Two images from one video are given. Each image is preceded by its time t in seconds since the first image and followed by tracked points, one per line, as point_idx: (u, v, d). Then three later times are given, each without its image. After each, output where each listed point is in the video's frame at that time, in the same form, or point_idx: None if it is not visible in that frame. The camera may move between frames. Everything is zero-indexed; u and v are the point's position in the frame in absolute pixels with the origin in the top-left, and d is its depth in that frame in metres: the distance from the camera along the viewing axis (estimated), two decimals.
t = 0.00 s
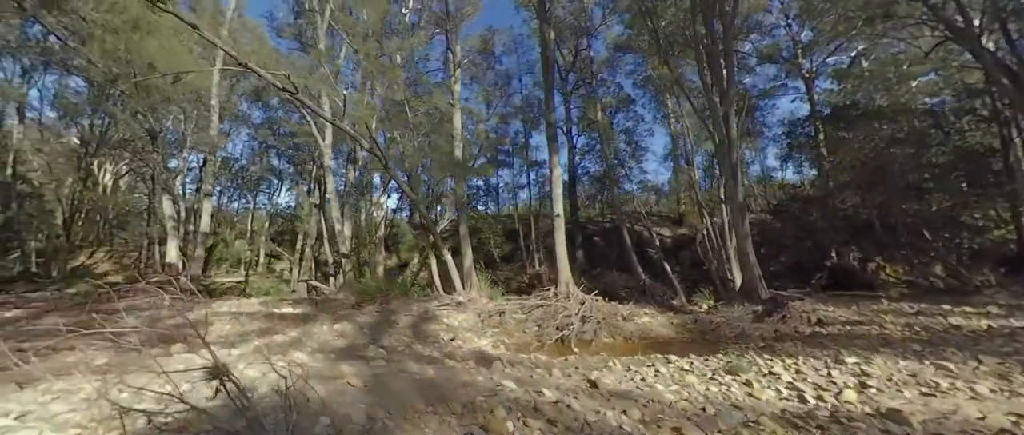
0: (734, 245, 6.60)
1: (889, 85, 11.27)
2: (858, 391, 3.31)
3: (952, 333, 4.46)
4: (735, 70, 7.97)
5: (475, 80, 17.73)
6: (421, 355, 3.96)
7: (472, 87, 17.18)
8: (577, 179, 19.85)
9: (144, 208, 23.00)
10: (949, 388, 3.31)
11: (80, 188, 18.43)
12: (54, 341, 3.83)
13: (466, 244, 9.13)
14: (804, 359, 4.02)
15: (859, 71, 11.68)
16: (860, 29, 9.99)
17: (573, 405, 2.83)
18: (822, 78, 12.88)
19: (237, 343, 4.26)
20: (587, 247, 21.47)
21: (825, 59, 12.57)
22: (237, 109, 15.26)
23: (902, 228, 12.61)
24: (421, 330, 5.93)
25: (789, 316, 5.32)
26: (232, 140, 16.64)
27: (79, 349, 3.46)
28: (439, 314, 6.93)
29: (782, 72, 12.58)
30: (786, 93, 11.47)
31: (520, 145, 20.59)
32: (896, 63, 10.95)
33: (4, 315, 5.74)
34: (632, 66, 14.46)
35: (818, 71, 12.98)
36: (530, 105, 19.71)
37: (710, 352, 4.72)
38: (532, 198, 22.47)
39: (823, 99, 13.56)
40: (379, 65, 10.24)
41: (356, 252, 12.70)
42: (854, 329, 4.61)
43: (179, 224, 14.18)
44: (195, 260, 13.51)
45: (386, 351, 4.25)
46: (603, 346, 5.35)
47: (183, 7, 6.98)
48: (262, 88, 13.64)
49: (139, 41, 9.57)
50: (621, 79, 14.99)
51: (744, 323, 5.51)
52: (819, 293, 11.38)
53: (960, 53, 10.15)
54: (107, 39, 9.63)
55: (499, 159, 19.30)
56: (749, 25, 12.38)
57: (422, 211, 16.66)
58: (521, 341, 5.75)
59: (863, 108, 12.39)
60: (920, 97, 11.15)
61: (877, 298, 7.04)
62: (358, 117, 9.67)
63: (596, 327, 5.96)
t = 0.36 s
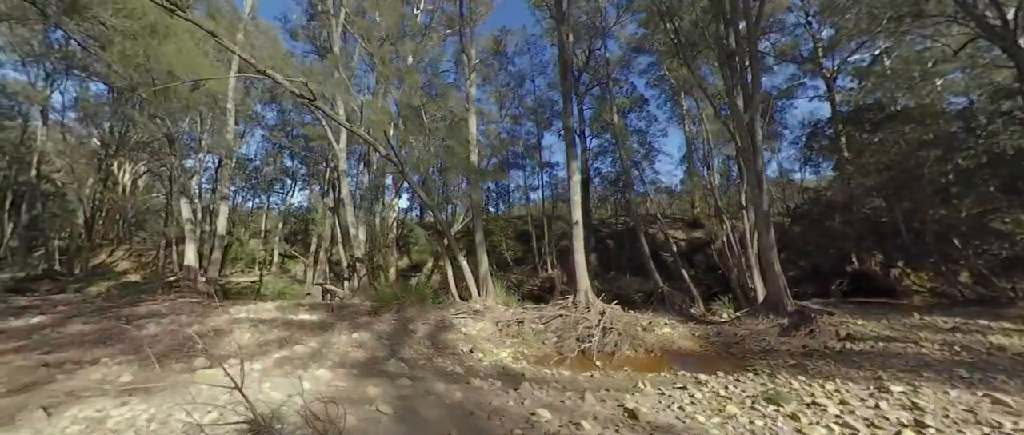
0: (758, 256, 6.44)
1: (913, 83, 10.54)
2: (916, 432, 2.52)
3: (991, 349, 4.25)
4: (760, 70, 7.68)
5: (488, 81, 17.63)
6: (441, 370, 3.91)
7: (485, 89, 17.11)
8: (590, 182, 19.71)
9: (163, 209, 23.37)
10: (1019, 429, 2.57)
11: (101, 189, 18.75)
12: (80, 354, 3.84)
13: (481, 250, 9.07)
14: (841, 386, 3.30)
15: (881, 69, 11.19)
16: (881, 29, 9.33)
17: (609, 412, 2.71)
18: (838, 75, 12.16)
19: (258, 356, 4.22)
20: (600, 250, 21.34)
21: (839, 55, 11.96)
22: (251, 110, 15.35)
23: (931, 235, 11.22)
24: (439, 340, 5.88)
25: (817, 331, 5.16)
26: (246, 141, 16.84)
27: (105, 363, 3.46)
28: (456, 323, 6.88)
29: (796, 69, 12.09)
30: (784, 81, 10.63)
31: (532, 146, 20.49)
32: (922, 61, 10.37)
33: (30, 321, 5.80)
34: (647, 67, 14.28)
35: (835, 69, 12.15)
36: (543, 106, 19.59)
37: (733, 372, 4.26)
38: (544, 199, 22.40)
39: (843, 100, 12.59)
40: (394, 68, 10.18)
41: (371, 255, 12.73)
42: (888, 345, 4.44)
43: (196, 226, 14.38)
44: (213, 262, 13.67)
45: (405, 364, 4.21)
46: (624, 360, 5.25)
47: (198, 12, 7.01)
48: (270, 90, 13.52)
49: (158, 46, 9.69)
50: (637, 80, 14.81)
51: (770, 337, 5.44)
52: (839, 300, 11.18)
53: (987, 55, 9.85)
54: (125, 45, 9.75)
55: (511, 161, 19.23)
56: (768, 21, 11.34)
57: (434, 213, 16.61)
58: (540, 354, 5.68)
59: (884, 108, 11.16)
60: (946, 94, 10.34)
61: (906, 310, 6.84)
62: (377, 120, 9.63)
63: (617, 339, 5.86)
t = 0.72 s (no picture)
0: (783, 260, 6.27)
1: (938, 76, 10.22)
2: None
3: None
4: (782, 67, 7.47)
5: (500, 80, 17.52)
6: (462, 381, 3.87)
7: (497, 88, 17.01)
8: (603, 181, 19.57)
9: (179, 208, 23.67)
10: None
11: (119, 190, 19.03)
12: (104, 364, 3.86)
13: (497, 252, 8.99)
14: (882, 405, 3.16)
15: (903, 62, 10.70)
16: (907, 21, 9.05)
17: (642, 432, 2.63)
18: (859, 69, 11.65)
19: (279, 364, 4.22)
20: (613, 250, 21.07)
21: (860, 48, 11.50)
22: (264, 111, 15.39)
23: (962, 235, 10.94)
24: (456, 345, 5.81)
25: (846, 340, 5.02)
26: (258, 141, 16.90)
27: (130, 374, 3.47)
28: (472, 328, 6.83)
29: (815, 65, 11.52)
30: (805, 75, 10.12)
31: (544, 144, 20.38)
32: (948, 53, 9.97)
33: (55, 325, 5.89)
34: (660, 66, 14.10)
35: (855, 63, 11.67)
36: (554, 105, 19.46)
37: (760, 383, 4.15)
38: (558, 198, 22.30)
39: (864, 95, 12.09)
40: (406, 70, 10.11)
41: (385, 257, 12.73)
42: (922, 356, 4.34)
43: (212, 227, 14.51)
44: (229, 263, 13.81)
45: (424, 373, 4.15)
46: (647, 369, 5.15)
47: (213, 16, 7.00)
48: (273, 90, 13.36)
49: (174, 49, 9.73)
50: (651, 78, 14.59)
51: (795, 345, 5.35)
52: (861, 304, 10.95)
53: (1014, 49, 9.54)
54: (142, 49, 9.84)
55: (523, 160, 19.12)
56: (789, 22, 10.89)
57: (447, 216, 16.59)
58: (559, 361, 5.60)
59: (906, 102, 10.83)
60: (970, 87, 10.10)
61: (937, 316, 6.63)
62: (390, 119, 9.55)
63: (638, 345, 5.75)
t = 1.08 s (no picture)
0: (806, 267, 6.17)
1: (960, 69, 9.50)
2: None
3: None
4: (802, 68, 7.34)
5: (510, 81, 17.46)
6: (485, 394, 3.87)
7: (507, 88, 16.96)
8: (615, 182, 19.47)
9: (194, 212, 23.97)
10: None
11: (137, 195, 19.33)
12: (132, 378, 3.91)
13: (512, 259, 8.97)
14: (917, 424, 3.11)
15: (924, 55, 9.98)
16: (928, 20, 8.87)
17: None
18: (879, 63, 11.19)
19: (302, 376, 4.24)
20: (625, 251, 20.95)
21: (880, 41, 11.04)
22: (276, 114, 15.50)
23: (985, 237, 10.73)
24: (475, 354, 5.79)
25: (872, 350, 4.95)
26: (271, 145, 17.02)
27: (160, 390, 3.52)
28: (489, 335, 6.82)
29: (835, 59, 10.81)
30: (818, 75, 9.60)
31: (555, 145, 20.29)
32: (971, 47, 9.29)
33: (81, 334, 6.00)
34: (673, 65, 13.95)
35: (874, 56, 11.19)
36: (565, 104, 19.35)
37: (787, 397, 4.11)
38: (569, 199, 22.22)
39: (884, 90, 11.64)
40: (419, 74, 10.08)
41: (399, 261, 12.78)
42: (952, 368, 4.26)
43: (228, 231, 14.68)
44: (246, 267, 13.97)
45: (446, 386, 4.15)
46: (669, 380, 5.11)
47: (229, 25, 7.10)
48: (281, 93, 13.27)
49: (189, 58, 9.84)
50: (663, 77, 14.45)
51: (819, 354, 5.30)
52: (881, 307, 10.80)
53: None
54: (160, 58, 9.96)
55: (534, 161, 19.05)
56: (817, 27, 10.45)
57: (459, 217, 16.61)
58: (579, 370, 5.57)
59: (928, 97, 10.41)
60: (998, 81, 9.39)
61: (963, 322, 6.51)
62: (404, 124, 9.57)
63: (658, 354, 5.71)
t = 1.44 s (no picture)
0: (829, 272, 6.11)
1: (986, 65, 8.96)
2: None
3: None
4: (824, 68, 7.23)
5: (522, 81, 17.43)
6: (512, 402, 3.88)
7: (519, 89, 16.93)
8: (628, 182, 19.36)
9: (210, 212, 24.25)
10: None
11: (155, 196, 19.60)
12: (164, 383, 3.97)
13: (528, 262, 8.96)
14: None
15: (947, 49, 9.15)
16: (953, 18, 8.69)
17: None
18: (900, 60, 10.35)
19: (328, 382, 4.28)
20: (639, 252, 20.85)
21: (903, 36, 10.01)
22: (289, 115, 15.61)
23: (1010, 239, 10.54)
24: (495, 359, 5.80)
25: (900, 358, 4.90)
26: (284, 146, 17.15)
27: (192, 396, 3.57)
28: (507, 338, 6.82)
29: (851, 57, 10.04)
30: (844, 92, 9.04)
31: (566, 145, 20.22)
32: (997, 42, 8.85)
33: (110, 336, 6.12)
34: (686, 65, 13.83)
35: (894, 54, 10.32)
36: (577, 104, 19.26)
37: (814, 407, 4.10)
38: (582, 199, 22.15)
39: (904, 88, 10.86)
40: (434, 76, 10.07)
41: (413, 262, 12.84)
42: (984, 377, 4.25)
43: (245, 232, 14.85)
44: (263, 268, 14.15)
45: (472, 392, 4.16)
46: (692, 387, 5.09)
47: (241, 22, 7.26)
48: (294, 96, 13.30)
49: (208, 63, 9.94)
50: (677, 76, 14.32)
51: (844, 361, 5.26)
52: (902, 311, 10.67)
53: None
54: (180, 63, 10.08)
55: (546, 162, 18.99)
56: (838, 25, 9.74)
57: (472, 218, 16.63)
58: (600, 376, 5.57)
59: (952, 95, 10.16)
60: None
61: (989, 329, 6.43)
62: (420, 126, 9.60)
63: (680, 360, 5.69)
